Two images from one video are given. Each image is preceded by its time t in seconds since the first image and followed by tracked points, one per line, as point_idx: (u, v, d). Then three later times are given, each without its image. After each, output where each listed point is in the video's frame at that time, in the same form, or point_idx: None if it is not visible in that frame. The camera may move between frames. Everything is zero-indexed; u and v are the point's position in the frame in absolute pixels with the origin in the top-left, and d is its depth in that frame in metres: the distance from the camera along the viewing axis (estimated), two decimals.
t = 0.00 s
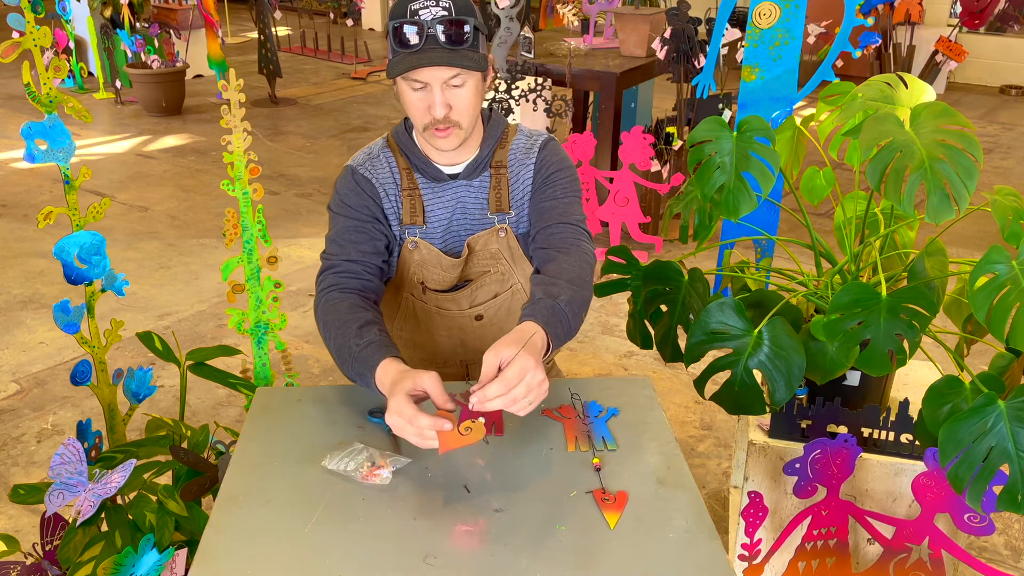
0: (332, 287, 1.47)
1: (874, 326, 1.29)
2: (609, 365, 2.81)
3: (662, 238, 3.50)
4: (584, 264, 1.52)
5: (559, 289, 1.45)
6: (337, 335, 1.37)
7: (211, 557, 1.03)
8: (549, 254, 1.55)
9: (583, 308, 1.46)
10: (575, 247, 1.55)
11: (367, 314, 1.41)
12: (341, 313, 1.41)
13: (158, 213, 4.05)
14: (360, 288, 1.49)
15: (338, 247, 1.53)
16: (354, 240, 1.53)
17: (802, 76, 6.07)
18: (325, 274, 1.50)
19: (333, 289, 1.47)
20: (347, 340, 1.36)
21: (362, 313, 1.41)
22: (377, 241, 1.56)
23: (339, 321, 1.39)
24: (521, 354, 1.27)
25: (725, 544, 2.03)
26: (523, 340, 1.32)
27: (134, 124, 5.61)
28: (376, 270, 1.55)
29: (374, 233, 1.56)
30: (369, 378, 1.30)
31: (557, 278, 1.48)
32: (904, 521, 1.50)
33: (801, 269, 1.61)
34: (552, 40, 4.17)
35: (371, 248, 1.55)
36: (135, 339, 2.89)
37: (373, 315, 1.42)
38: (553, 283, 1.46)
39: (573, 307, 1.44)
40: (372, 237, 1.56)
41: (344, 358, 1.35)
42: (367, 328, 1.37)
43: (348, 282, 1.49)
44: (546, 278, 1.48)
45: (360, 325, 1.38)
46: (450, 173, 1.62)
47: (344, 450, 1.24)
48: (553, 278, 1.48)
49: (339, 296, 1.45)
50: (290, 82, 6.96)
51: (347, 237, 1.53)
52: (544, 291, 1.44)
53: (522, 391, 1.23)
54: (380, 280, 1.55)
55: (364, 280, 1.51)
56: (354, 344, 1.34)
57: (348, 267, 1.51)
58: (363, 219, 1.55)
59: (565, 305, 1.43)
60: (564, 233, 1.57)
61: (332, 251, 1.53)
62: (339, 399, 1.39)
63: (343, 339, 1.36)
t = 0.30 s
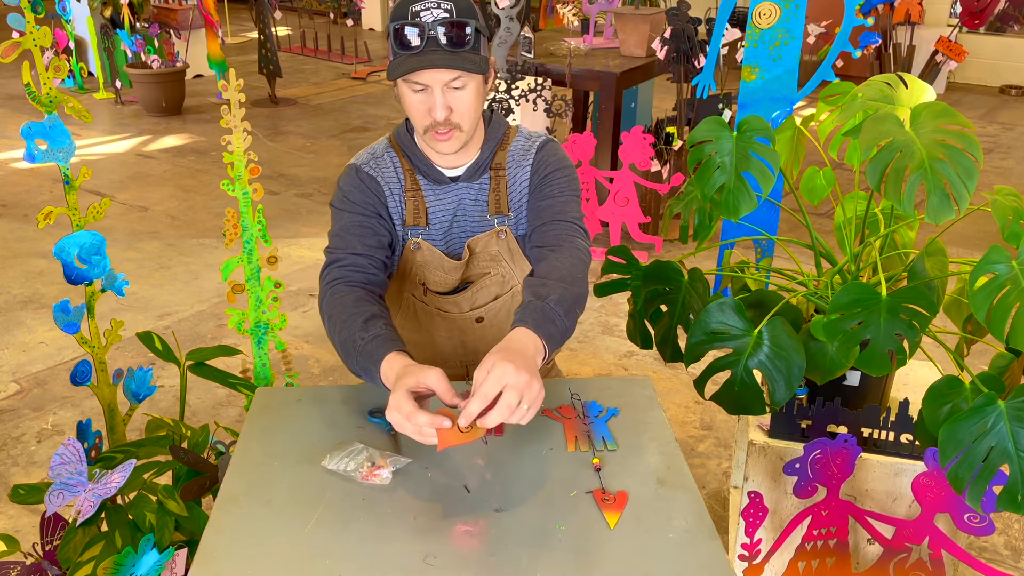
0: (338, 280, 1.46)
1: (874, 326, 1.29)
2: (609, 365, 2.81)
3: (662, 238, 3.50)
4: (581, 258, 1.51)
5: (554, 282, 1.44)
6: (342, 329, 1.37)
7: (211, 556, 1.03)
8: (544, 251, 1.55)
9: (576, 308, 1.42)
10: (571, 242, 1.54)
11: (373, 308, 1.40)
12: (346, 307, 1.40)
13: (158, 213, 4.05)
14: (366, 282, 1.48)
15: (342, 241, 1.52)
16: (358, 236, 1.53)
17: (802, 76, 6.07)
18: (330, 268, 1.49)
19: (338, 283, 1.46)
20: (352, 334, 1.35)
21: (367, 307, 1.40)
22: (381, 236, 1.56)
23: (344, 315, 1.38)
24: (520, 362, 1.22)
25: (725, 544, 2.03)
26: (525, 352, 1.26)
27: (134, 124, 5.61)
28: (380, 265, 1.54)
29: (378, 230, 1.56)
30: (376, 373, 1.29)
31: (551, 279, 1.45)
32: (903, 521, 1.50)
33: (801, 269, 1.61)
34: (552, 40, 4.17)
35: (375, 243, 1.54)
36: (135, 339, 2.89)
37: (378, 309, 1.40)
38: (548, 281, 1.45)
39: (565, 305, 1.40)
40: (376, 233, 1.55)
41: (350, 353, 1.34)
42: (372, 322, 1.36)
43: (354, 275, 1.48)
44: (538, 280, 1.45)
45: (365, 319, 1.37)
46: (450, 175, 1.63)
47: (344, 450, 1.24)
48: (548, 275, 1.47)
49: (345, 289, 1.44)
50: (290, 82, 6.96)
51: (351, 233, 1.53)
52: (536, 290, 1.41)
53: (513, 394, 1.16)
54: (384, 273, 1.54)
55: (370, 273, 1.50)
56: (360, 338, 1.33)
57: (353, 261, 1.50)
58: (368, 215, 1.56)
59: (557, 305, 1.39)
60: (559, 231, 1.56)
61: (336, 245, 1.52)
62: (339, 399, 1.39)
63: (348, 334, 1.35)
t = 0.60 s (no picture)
0: (346, 281, 1.45)
1: (874, 326, 1.29)
2: (609, 365, 2.81)
3: (662, 238, 3.50)
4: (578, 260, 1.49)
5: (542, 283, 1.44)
6: (351, 333, 1.36)
7: (212, 556, 1.03)
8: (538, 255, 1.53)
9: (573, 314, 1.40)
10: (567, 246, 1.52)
11: (381, 310, 1.40)
12: (354, 309, 1.40)
13: (158, 213, 4.05)
14: (375, 283, 1.47)
15: (349, 241, 1.51)
16: (365, 236, 1.51)
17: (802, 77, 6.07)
18: (338, 267, 1.48)
19: (346, 283, 1.45)
20: (360, 340, 1.34)
21: (376, 309, 1.39)
22: (387, 237, 1.55)
23: (353, 319, 1.38)
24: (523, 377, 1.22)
25: (725, 545, 2.03)
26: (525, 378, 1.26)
27: (134, 124, 5.61)
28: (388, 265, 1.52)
29: (383, 230, 1.55)
30: (384, 378, 1.29)
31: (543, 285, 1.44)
32: (903, 521, 1.50)
33: (801, 269, 1.61)
34: (552, 40, 4.17)
35: (382, 242, 1.53)
36: (135, 339, 2.89)
37: (386, 312, 1.39)
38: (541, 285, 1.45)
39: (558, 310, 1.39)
40: (382, 234, 1.54)
41: (358, 358, 1.33)
42: (381, 326, 1.35)
43: (364, 275, 1.47)
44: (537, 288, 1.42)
45: (374, 323, 1.36)
46: (453, 181, 1.62)
47: (344, 450, 1.24)
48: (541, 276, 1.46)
49: (355, 290, 1.43)
50: (290, 82, 6.96)
51: (358, 233, 1.51)
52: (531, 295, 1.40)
53: (518, 411, 1.15)
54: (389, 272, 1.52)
55: (379, 273, 1.49)
56: (368, 342, 1.33)
57: (360, 261, 1.48)
58: (374, 216, 1.55)
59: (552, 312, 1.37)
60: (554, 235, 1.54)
61: (343, 244, 1.50)
62: (339, 399, 1.39)
63: (357, 337, 1.35)
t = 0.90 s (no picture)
0: (352, 295, 1.43)
1: (874, 326, 1.29)
2: (609, 366, 2.81)
3: (662, 238, 3.49)
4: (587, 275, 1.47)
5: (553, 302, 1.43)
6: (357, 351, 1.34)
7: (211, 556, 1.03)
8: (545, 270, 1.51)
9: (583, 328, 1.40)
10: (575, 262, 1.50)
11: (387, 325, 1.38)
12: (360, 324, 1.38)
13: (158, 213, 4.05)
14: (381, 295, 1.45)
15: (355, 251, 1.49)
16: (370, 246, 1.50)
17: (802, 77, 6.07)
18: (343, 278, 1.47)
19: (352, 297, 1.43)
20: (365, 358, 1.33)
21: (381, 324, 1.38)
22: (393, 246, 1.54)
23: (359, 335, 1.36)
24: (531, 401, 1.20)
25: (725, 545, 2.03)
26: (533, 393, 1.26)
27: (134, 124, 5.61)
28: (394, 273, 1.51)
29: (388, 237, 1.54)
30: (389, 397, 1.27)
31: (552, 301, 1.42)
32: (903, 522, 1.50)
33: (801, 269, 1.61)
34: (552, 40, 4.17)
35: (387, 251, 1.52)
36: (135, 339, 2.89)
37: (392, 327, 1.38)
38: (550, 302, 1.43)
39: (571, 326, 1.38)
40: (388, 242, 1.53)
41: (363, 377, 1.32)
42: (386, 344, 1.33)
43: (369, 287, 1.45)
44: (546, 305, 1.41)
45: (379, 341, 1.34)
46: (458, 186, 1.60)
47: (343, 451, 1.24)
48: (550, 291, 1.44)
49: (360, 303, 1.41)
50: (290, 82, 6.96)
51: (362, 243, 1.50)
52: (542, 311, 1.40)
53: (532, 442, 1.12)
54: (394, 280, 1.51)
55: (384, 283, 1.47)
56: (373, 361, 1.31)
57: (366, 272, 1.47)
58: (379, 224, 1.53)
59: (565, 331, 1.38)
60: (561, 248, 1.52)
61: (347, 255, 1.49)
62: (340, 399, 1.39)
63: (362, 355, 1.33)
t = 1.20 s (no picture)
0: (348, 304, 1.44)
1: (874, 326, 1.29)
2: (609, 365, 2.81)
3: (662, 238, 3.50)
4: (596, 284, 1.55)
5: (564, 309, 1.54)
6: (352, 361, 1.34)
7: (211, 556, 1.03)
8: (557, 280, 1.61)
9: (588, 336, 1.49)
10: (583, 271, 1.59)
11: (382, 334, 1.38)
12: (354, 334, 1.38)
13: (158, 213, 4.05)
14: (377, 304, 1.46)
15: (350, 259, 1.49)
16: (366, 253, 1.49)
17: (802, 77, 6.08)
18: (340, 288, 1.47)
19: (347, 307, 1.44)
20: (361, 369, 1.32)
21: (376, 333, 1.38)
22: (390, 252, 1.53)
23: (353, 345, 1.37)
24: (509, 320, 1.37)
25: (725, 545, 2.03)
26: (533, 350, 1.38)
27: (134, 124, 5.61)
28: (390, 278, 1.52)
29: (385, 242, 1.53)
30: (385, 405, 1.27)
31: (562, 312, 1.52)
32: (903, 521, 1.50)
33: (801, 269, 1.61)
34: (552, 40, 4.17)
35: (384, 258, 1.52)
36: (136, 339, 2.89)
37: (387, 335, 1.38)
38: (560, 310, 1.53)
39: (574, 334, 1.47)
40: (384, 248, 1.53)
41: (360, 386, 1.32)
42: (380, 353, 1.33)
43: (365, 296, 1.46)
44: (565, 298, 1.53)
45: (374, 350, 1.34)
46: (457, 184, 1.59)
47: (343, 451, 1.24)
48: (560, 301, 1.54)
49: (355, 313, 1.42)
50: (290, 82, 6.96)
51: (359, 250, 1.49)
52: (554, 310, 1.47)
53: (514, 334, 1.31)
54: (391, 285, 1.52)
55: (380, 292, 1.48)
56: (368, 371, 1.31)
57: (361, 280, 1.47)
58: (375, 231, 1.52)
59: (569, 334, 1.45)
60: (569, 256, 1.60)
61: (343, 263, 1.49)
62: (339, 399, 1.39)
63: (357, 365, 1.32)
